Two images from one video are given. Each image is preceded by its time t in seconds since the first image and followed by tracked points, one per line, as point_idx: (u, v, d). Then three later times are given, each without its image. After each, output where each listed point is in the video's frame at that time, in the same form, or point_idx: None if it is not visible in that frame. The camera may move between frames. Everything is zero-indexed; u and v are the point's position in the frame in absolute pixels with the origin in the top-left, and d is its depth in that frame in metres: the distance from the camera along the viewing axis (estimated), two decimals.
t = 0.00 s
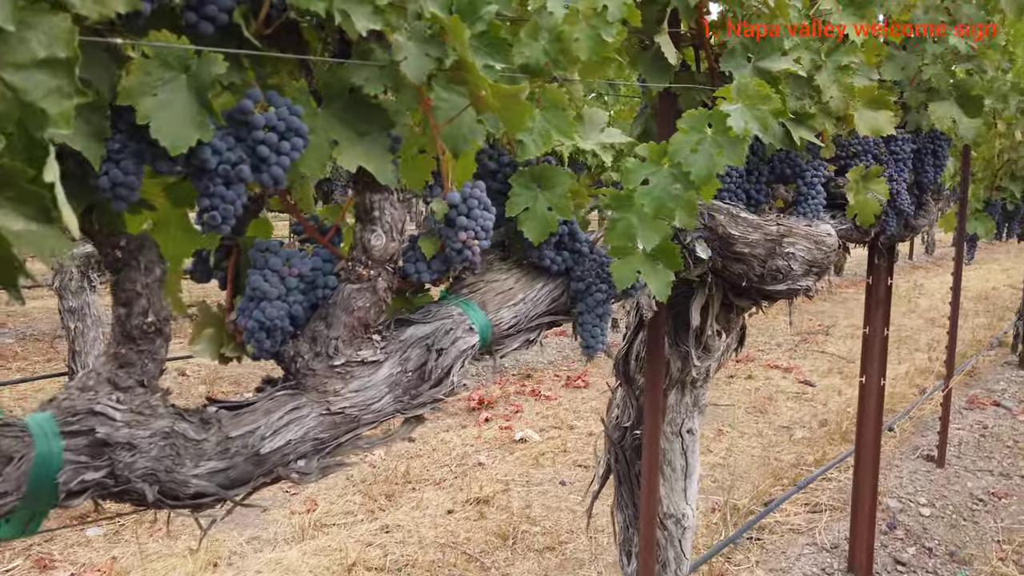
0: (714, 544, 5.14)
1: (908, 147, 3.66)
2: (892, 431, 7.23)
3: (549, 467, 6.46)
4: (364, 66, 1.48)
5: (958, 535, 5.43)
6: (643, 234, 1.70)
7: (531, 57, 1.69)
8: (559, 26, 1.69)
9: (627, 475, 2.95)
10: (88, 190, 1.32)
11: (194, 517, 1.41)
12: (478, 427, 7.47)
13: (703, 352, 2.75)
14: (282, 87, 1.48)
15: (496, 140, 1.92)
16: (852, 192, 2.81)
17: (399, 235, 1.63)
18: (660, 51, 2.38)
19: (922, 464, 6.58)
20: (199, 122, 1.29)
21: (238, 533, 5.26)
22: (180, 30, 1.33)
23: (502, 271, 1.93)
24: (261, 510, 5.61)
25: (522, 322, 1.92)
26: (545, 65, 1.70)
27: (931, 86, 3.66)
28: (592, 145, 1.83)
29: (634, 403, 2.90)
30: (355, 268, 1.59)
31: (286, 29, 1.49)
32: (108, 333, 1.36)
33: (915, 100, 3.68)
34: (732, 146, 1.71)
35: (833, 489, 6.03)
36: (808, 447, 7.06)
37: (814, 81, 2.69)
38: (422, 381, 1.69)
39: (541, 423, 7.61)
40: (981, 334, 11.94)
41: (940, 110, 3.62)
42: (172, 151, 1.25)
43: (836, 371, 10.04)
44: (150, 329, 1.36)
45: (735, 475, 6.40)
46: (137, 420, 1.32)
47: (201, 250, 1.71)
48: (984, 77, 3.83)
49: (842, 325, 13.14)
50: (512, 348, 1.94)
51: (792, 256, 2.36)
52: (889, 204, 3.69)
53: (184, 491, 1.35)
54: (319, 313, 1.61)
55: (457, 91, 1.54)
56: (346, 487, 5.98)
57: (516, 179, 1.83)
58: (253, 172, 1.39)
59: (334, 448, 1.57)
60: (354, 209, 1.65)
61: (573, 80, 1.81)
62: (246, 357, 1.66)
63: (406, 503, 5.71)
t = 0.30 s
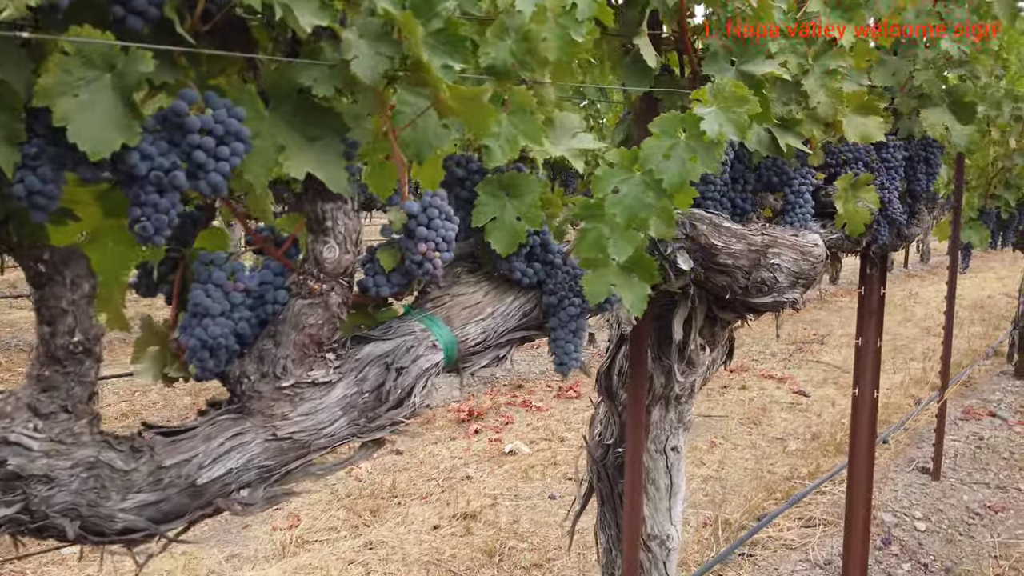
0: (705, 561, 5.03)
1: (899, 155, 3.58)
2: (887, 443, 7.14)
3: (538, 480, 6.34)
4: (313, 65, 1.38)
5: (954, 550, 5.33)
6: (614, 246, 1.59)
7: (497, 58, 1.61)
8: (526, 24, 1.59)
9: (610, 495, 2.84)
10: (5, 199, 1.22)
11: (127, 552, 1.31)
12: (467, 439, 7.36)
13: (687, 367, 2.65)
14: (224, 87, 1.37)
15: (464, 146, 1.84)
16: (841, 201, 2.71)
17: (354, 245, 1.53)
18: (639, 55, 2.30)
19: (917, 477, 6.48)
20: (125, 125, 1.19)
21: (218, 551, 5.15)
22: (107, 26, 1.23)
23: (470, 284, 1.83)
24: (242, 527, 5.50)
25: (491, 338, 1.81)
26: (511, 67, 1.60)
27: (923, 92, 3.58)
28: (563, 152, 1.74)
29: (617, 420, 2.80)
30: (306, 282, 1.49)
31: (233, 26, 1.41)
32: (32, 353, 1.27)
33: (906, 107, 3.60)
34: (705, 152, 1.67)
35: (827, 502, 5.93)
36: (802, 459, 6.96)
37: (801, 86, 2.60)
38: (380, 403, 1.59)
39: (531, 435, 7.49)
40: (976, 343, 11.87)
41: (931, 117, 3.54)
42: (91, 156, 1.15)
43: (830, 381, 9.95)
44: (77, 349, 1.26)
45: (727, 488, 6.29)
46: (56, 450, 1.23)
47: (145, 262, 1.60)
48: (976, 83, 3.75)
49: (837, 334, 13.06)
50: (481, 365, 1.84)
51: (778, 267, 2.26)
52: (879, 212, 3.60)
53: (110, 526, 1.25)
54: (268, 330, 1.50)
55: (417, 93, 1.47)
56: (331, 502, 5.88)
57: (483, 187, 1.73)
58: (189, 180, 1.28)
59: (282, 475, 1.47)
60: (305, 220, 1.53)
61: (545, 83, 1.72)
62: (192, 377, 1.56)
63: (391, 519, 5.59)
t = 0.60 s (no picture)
0: None
1: (890, 160, 3.48)
2: (881, 455, 7.01)
3: (526, 495, 6.20)
4: (241, 54, 1.25)
5: (951, 566, 5.20)
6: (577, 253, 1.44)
7: (452, 50, 1.50)
8: (483, 15, 1.49)
9: (589, 515, 2.71)
10: None
11: None
12: (454, 452, 7.22)
13: (668, 380, 2.53)
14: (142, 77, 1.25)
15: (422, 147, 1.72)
16: (827, 206, 2.58)
17: (292, 251, 1.39)
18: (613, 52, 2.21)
19: (912, 490, 6.36)
20: (17, 116, 1.09)
21: (193, 569, 5.01)
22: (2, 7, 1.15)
23: (428, 293, 1.70)
24: (219, 544, 5.35)
25: (450, 352, 1.67)
26: (466, 59, 1.51)
27: (913, 96, 3.48)
28: (525, 152, 1.61)
29: (597, 436, 2.67)
30: (239, 291, 1.36)
31: (159, 11, 1.27)
32: None
33: (897, 111, 3.49)
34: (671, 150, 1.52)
35: (820, 516, 5.80)
36: (795, 471, 6.83)
37: (786, 87, 2.50)
38: (324, 423, 1.45)
39: (520, 448, 7.35)
40: (972, 353, 11.77)
41: (923, 120, 3.44)
42: None
43: (825, 392, 9.83)
44: None
45: (719, 502, 6.16)
46: None
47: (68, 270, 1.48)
48: (969, 86, 3.65)
49: (832, 345, 12.94)
50: (440, 380, 1.71)
51: (760, 276, 2.14)
52: (870, 219, 3.50)
53: (5, 564, 1.17)
54: (198, 344, 1.38)
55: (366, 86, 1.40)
56: (311, 518, 5.74)
57: (438, 189, 1.60)
58: (99, 178, 1.16)
59: (212, 504, 1.34)
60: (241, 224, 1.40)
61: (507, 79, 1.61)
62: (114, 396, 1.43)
63: (373, 535, 5.45)
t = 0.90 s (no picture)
0: None
1: (883, 158, 3.39)
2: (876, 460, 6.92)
3: (514, 502, 6.08)
4: (171, 26, 1.13)
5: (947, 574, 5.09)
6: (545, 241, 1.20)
7: (412, 29, 1.39)
8: None
9: (571, 526, 2.59)
10: None
11: None
12: (443, 458, 7.10)
13: (653, 384, 2.42)
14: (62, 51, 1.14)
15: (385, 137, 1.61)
16: (818, 203, 2.47)
17: (233, 244, 1.28)
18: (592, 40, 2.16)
19: (907, 496, 6.26)
20: None
21: None
22: None
23: (390, 292, 1.58)
24: (198, 554, 5.22)
25: (413, 355, 1.56)
26: (427, 38, 1.40)
27: (908, 91, 3.41)
28: (492, 139, 1.49)
29: (579, 443, 2.56)
30: (175, 288, 1.25)
31: None
32: None
33: (890, 107, 3.42)
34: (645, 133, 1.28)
35: (815, 523, 5.69)
36: (789, 477, 6.73)
37: (774, 79, 2.42)
38: (271, 432, 1.34)
39: (510, 453, 7.23)
40: (967, 357, 11.69)
41: (917, 117, 3.34)
42: None
43: (819, 397, 9.73)
44: None
45: (711, 509, 6.04)
46: None
47: None
48: (964, 82, 3.56)
49: (827, 348, 12.86)
50: (404, 385, 1.59)
51: (747, 274, 2.04)
52: (863, 219, 3.40)
53: None
54: (131, 345, 1.26)
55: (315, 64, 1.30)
56: (294, 526, 5.62)
57: (399, 178, 1.48)
58: (9, 161, 1.06)
59: (144, 519, 1.24)
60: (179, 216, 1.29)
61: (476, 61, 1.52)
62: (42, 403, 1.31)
63: (357, 544, 5.32)
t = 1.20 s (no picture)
0: None
1: (874, 160, 3.37)
2: (869, 466, 6.87)
3: (505, 509, 6.01)
4: (115, 16, 1.09)
5: None
6: (511, 244, 1.21)
7: (377, 22, 1.34)
8: None
9: (554, 536, 2.53)
10: None
11: None
12: (434, 464, 7.03)
13: (637, 391, 2.37)
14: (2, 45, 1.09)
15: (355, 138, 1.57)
16: (804, 205, 2.42)
17: (186, 246, 1.22)
18: (571, 38, 2.13)
19: (901, 502, 6.21)
20: None
21: None
22: None
23: (358, 296, 1.52)
24: (183, 563, 5.15)
25: (380, 362, 1.50)
26: (393, 32, 1.36)
27: (898, 93, 3.37)
28: (462, 137, 1.43)
29: (562, 450, 2.51)
30: (124, 292, 1.18)
31: None
32: None
33: (880, 109, 3.38)
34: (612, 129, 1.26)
35: (808, 530, 5.63)
36: (782, 484, 6.67)
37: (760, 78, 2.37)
38: (228, 443, 1.28)
39: (501, 460, 7.16)
40: (961, 362, 11.67)
41: (907, 119, 3.30)
42: None
43: (813, 402, 9.69)
44: None
45: (703, 516, 5.99)
46: None
47: None
48: (955, 84, 3.52)
49: (821, 353, 12.83)
50: (372, 393, 1.53)
51: (730, 278, 1.98)
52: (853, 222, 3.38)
53: None
54: (77, 352, 1.20)
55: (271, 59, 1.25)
56: (281, 534, 5.55)
57: (365, 178, 1.41)
58: None
59: (90, 534, 1.19)
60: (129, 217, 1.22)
61: (446, 58, 1.47)
62: None
63: (344, 552, 5.26)
